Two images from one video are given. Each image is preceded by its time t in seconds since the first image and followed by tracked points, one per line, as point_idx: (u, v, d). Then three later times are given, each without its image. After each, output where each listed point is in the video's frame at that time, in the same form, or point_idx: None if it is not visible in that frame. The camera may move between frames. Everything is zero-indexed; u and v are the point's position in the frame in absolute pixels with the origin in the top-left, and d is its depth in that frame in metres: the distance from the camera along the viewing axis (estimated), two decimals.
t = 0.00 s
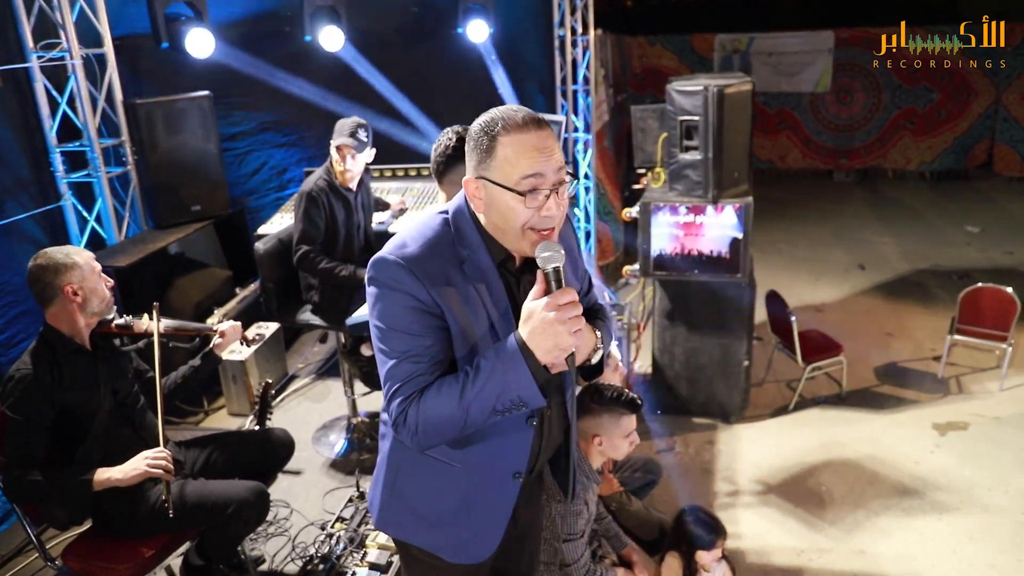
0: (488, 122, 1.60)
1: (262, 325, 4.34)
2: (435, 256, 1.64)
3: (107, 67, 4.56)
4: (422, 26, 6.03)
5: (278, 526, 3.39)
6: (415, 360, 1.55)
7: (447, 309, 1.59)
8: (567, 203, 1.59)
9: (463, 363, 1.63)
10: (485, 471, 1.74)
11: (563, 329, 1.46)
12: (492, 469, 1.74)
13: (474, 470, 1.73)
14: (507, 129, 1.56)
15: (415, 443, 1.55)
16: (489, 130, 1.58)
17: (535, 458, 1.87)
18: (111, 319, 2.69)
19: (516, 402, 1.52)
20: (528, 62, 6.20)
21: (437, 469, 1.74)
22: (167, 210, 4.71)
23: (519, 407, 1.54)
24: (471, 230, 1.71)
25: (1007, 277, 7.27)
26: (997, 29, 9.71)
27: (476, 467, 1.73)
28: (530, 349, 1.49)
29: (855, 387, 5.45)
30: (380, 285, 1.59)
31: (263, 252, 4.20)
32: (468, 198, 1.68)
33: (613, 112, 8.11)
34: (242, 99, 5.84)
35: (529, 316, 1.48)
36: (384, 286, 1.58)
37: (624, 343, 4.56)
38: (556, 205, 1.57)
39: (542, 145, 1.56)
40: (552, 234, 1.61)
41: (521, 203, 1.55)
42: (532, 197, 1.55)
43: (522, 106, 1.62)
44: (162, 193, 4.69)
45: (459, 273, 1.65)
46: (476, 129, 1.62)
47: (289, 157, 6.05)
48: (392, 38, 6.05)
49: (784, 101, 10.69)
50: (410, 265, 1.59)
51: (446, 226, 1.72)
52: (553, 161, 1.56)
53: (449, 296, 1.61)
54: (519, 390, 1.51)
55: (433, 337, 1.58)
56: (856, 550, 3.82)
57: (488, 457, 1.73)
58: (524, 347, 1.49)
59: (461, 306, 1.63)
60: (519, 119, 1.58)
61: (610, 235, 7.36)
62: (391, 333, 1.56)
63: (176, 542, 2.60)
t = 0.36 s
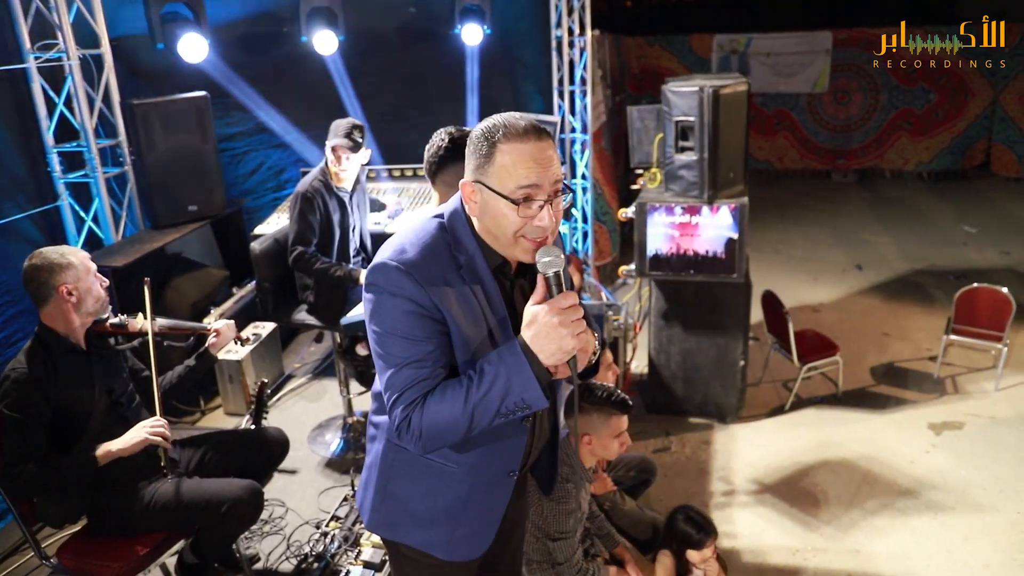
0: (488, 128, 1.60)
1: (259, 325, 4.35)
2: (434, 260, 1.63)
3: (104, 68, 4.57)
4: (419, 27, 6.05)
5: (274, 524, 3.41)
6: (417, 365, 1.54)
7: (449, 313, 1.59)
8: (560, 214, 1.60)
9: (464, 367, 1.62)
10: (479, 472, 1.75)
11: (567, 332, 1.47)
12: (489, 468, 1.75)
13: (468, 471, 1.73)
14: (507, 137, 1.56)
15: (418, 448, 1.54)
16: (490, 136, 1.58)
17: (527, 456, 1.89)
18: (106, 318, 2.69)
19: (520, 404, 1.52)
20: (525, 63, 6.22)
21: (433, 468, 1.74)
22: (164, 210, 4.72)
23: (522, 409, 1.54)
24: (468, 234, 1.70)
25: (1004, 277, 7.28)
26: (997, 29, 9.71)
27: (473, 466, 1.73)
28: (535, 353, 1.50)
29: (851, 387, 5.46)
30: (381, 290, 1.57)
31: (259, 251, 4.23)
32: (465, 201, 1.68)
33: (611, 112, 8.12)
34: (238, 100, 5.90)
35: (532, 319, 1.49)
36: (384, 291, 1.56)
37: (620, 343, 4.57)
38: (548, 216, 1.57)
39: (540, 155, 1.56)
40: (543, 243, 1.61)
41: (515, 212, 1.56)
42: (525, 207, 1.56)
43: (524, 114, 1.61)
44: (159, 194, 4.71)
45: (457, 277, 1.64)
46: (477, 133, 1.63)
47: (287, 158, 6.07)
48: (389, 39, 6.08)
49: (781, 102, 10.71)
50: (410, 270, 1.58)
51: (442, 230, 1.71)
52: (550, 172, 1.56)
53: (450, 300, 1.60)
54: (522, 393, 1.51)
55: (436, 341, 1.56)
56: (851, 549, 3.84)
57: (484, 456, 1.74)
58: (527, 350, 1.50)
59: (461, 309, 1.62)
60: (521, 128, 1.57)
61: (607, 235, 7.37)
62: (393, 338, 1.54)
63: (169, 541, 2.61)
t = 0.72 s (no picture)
0: (490, 130, 1.60)
1: (258, 326, 4.40)
2: (437, 262, 1.63)
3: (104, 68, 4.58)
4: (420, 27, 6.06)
5: (273, 523, 3.42)
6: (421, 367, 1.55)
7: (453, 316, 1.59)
8: (562, 215, 1.60)
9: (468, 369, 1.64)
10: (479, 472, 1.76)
11: (571, 335, 1.49)
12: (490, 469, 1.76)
13: (469, 471, 1.75)
14: (509, 139, 1.57)
15: (422, 449, 1.55)
16: (492, 138, 1.58)
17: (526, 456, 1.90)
18: (106, 318, 2.71)
19: (524, 406, 1.54)
20: (523, 63, 6.24)
21: (434, 469, 1.74)
22: (163, 210, 4.73)
23: (525, 411, 1.56)
24: (469, 236, 1.69)
25: (1003, 278, 7.30)
26: (997, 30, 9.72)
27: (474, 467, 1.74)
28: (538, 354, 1.52)
29: (849, 387, 5.47)
30: (385, 293, 1.58)
31: (258, 252, 4.24)
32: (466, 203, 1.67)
33: (610, 112, 8.13)
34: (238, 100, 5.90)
35: (535, 323, 1.51)
36: (389, 294, 1.57)
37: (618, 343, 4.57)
38: (551, 217, 1.58)
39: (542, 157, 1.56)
40: (544, 244, 1.62)
41: (518, 213, 1.56)
42: (528, 207, 1.56)
43: (525, 117, 1.62)
44: (158, 195, 4.72)
45: (460, 280, 1.64)
46: (478, 135, 1.63)
47: (287, 158, 6.08)
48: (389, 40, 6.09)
49: (780, 103, 10.72)
50: (414, 273, 1.59)
51: (444, 231, 1.70)
52: (552, 173, 1.57)
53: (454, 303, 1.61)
54: (527, 395, 1.52)
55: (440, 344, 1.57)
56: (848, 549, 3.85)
57: (486, 456, 1.75)
58: (531, 352, 1.52)
59: (464, 312, 1.63)
60: (523, 130, 1.58)
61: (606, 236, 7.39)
62: (398, 340, 1.55)
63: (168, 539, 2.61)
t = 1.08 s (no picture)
0: (502, 137, 1.62)
1: (259, 329, 4.42)
2: (447, 269, 1.65)
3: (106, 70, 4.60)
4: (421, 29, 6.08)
5: (275, 525, 3.44)
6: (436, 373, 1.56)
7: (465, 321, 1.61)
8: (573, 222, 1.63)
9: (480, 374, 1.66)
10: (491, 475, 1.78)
11: (584, 338, 1.53)
12: (501, 471, 1.78)
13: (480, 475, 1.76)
14: (523, 146, 1.59)
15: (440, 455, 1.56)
16: (506, 146, 1.60)
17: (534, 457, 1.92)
18: (110, 321, 2.73)
19: (538, 408, 1.56)
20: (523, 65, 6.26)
21: (446, 474, 1.75)
22: (165, 212, 4.75)
23: (539, 413, 1.58)
24: (477, 242, 1.72)
25: (1002, 280, 7.32)
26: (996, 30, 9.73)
27: (486, 470, 1.76)
28: (552, 356, 1.54)
29: (848, 389, 5.49)
30: (398, 301, 1.59)
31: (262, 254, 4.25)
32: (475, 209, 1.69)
33: (610, 113, 8.15)
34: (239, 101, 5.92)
35: (548, 327, 1.54)
36: (401, 301, 1.58)
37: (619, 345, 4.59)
38: (564, 224, 1.60)
39: (555, 165, 1.59)
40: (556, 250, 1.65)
41: (533, 220, 1.58)
42: (542, 215, 1.58)
43: (536, 124, 1.65)
44: (160, 196, 4.73)
45: (469, 285, 1.66)
46: (489, 142, 1.64)
47: (288, 159, 6.08)
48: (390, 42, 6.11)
49: (780, 105, 10.74)
50: (425, 281, 1.60)
51: (452, 238, 1.72)
52: (563, 180, 1.59)
53: (465, 309, 1.63)
54: (543, 398, 1.55)
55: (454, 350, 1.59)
56: (847, 551, 3.87)
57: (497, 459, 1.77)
58: (544, 353, 1.54)
59: (475, 318, 1.64)
60: (536, 138, 1.61)
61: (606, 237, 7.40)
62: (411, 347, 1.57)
63: (175, 540, 2.64)
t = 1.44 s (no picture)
0: (518, 137, 1.62)
1: (260, 330, 4.40)
2: (466, 272, 1.64)
3: (107, 71, 4.59)
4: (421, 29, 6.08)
5: (278, 527, 3.44)
6: (467, 377, 1.55)
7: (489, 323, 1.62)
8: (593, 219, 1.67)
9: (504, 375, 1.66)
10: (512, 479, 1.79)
11: (612, 333, 1.58)
12: (522, 471, 1.79)
13: (502, 479, 1.76)
14: (543, 144, 1.61)
15: (475, 459, 1.55)
16: (527, 145, 1.60)
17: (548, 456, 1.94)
18: (114, 324, 2.73)
19: (571, 404, 1.58)
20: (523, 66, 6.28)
21: (469, 480, 1.75)
22: (166, 213, 4.74)
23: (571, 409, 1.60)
24: (490, 244, 1.72)
25: (1002, 280, 7.32)
26: (996, 30, 9.74)
27: (508, 472, 1.77)
28: (582, 352, 1.58)
29: (849, 389, 5.49)
30: (421, 307, 1.58)
31: (262, 257, 4.25)
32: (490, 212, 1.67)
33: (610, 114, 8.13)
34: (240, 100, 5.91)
35: (578, 325, 1.58)
36: (425, 307, 1.57)
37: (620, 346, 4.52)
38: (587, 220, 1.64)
39: (576, 161, 1.62)
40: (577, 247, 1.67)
41: (561, 217, 1.59)
42: (569, 211, 1.60)
43: (546, 124, 1.67)
44: (162, 197, 4.73)
45: (487, 287, 1.66)
46: (504, 143, 1.64)
47: (288, 160, 6.05)
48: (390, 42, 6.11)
49: (780, 104, 10.72)
50: (447, 286, 1.60)
51: (465, 241, 1.72)
52: (582, 176, 1.63)
53: (487, 311, 1.63)
54: (576, 394, 1.57)
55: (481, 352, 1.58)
56: (849, 551, 3.87)
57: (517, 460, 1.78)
58: (574, 350, 1.57)
59: (496, 320, 1.65)
60: (553, 137, 1.63)
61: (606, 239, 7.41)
62: (439, 353, 1.55)
63: (176, 545, 2.65)
